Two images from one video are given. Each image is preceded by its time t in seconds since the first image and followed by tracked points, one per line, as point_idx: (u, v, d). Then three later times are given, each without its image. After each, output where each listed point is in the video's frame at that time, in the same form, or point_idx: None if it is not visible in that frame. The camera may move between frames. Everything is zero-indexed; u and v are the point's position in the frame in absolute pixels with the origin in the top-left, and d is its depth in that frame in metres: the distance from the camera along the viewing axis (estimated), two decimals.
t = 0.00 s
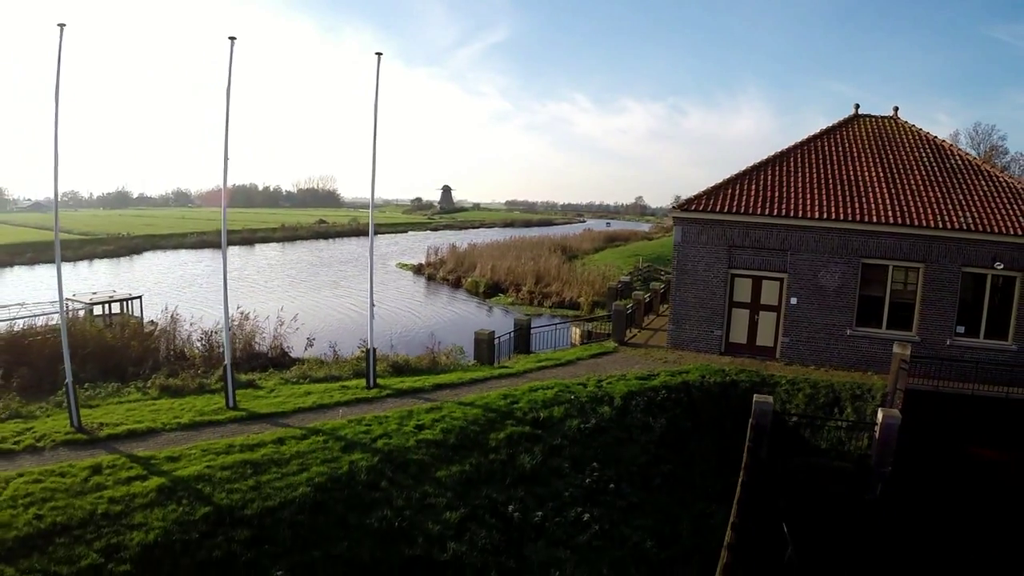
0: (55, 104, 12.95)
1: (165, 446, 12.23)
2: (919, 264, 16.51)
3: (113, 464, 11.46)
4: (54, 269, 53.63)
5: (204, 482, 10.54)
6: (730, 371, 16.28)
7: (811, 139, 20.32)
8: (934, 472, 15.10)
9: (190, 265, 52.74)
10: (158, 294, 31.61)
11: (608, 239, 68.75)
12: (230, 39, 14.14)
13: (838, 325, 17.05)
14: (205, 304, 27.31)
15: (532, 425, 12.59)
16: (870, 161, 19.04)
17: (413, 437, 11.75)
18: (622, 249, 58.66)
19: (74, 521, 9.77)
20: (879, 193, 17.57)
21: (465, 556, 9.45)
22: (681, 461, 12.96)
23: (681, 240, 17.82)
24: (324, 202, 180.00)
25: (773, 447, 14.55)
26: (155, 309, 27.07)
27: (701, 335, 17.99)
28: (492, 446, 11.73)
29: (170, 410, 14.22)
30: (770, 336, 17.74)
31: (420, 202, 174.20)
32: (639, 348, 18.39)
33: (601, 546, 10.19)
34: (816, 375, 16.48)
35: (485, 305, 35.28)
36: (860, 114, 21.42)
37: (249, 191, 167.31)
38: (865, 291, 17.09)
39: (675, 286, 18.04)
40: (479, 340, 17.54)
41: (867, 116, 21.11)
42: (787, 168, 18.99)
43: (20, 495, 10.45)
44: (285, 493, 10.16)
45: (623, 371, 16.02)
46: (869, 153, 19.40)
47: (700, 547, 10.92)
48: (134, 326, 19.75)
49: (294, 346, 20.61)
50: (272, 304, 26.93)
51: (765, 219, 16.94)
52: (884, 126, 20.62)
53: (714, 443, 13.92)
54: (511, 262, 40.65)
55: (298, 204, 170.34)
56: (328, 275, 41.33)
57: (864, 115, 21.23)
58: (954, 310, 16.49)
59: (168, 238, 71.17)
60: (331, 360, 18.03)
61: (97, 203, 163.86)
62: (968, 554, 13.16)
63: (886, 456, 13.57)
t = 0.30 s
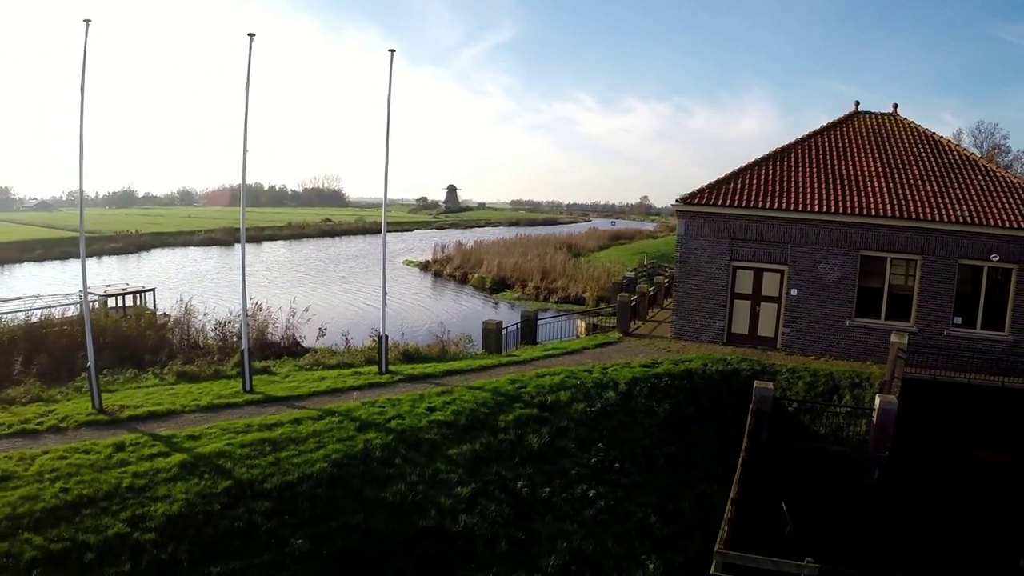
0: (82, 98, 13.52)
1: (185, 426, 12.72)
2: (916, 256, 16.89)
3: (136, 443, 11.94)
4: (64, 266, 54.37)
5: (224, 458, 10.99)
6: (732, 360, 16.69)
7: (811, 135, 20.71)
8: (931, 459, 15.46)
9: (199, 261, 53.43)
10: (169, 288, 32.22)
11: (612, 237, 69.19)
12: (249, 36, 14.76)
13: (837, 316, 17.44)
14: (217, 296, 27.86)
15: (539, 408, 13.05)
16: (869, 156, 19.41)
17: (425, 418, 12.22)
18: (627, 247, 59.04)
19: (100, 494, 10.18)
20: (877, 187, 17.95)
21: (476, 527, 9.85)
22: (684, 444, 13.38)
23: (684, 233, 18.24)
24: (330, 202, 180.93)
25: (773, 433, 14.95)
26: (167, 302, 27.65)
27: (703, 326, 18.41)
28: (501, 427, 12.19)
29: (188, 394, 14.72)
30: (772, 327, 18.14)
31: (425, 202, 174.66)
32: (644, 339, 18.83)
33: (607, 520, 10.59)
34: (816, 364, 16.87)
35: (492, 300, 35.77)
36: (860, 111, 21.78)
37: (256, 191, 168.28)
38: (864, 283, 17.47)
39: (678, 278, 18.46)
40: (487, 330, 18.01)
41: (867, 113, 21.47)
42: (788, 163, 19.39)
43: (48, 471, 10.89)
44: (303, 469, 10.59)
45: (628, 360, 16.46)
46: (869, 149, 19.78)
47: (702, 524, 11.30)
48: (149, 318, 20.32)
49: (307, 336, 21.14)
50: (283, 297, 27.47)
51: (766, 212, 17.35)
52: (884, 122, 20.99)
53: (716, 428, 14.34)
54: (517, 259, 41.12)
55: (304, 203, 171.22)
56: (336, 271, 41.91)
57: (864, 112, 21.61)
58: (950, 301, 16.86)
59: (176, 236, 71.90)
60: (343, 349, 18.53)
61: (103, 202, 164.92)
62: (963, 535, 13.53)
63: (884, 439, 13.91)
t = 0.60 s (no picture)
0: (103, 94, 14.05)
1: (203, 409, 13.19)
2: (912, 249, 17.28)
3: (156, 424, 12.40)
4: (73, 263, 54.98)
5: (243, 438, 11.45)
6: (733, 350, 17.10)
7: (811, 132, 21.10)
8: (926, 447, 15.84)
9: (206, 258, 53.99)
10: (179, 283, 32.76)
11: (616, 236, 69.54)
12: (264, 34, 15.34)
13: (835, 308, 17.83)
14: (227, 290, 28.37)
15: (545, 394, 13.50)
16: (867, 153, 19.79)
17: (435, 402, 12.67)
18: (631, 246, 59.42)
19: (123, 470, 10.62)
20: (875, 183, 18.34)
21: (485, 502, 10.28)
22: (685, 429, 13.81)
23: (686, 228, 18.66)
24: (334, 202, 181.64)
25: (772, 420, 15.35)
26: (178, 296, 28.16)
27: (704, 318, 18.83)
28: (508, 411, 12.64)
29: (204, 380, 15.20)
30: (771, 319, 18.54)
31: (429, 202, 175.10)
32: (646, 331, 19.25)
33: (610, 497, 11.02)
34: (814, 355, 17.27)
35: (497, 296, 36.21)
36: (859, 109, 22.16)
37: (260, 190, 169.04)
38: (862, 276, 17.86)
39: (680, 272, 18.88)
40: (493, 321, 18.46)
41: (866, 111, 21.84)
42: (788, 160, 19.79)
43: (72, 450, 11.35)
44: (319, 447, 11.05)
45: (630, 350, 16.90)
46: (867, 146, 20.16)
47: (702, 503, 11.71)
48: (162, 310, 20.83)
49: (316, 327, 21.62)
50: (292, 291, 27.97)
51: (766, 206, 17.75)
52: (882, 119, 21.37)
53: (716, 414, 14.75)
54: (522, 256, 41.57)
55: (308, 203, 171.89)
56: (342, 268, 42.42)
57: (863, 110, 21.98)
58: (946, 293, 17.24)
59: (183, 234, 72.53)
60: (352, 339, 18.99)
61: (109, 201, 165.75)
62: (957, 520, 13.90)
63: (879, 426, 14.28)
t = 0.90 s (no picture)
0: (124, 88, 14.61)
1: (219, 394, 13.64)
2: (909, 243, 17.66)
3: (174, 408, 12.84)
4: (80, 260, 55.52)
5: (259, 420, 11.89)
6: (733, 342, 17.49)
7: (810, 130, 21.49)
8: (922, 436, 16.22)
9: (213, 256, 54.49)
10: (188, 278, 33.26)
11: (619, 235, 69.90)
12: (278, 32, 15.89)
13: (833, 301, 18.22)
14: (236, 285, 28.84)
15: (550, 381, 13.94)
16: (865, 150, 20.18)
17: (444, 388, 13.11)
18: (634, 244, 59.80)
19: (145, 450, 11.04)
20: (872, 178, 18.73)
21: (493, 481, 10.71)
22: (686, 415, 14.22)
23: (687, 222, 19.06)
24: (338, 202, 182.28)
25: (771, 409, 15.75)
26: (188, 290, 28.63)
27: (705, 311, 19.23)
28: (515, 396, 13.07)
29: (218, 368, 15.64)
30: (771, 312, 18.93)
31: (432, 202, 175.63)
32: (649, 323, 19.66)
33: (613, 478, 11.45)
34: (812, 347, 17.66)
35: (502, 292, 36.64)
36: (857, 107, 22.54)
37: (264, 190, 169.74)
38: (860, 270, 18.24)
39: (682, 266, 19.28)
40: (498, 313, 18.89)
41: (864, 109, 22.22)
42: (787, 156, 20.18)
43: (94, 431, 11.78)
44: (333, 429, 11.49)
45: (633, 341, 17.31)
46: (865, 143, 20.55)
47: (703, 485, 12.11)
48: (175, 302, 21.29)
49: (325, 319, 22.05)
50: (300, 286, 28.43)
51: (765, 201, 18.15)
52: (880, 117, 21.75)
53: (717, 402, 15.15)
54: (526, 254, 42.01)
55: (312, 203, 172.57)
56: (348, 265, 42.90)
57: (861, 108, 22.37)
58: (942, 286, 17.62)
59: (188, 233, 73.06)
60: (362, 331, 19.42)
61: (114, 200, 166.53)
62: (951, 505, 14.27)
63: (875, 414, 14.68)
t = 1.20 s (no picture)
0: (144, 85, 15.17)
1: (234, 379, 14.10)
2: (905, 237, 18.05)
3: (191, 391, 13.30)
4: (87, 257, 56.05)
5: (274, 403, 12.34)
6: (734, 333, 17.89)
7: (808, 127, 21.88)
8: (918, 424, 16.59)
9: (219, 253, 55.06)
10: (196, 273, 33.78)
11: (622, 233, 70.30)
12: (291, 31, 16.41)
13: (831, 294, 18.61)
14: (245, 279, 29.33)
15: (555, 368, 14.38)
16: (863, 146, 20.57)
17: (452, 373, 13.56)
18: (637, 243, 60.21)
19: (164, 429, 11.49)
20: (870, 174, 19.12)
21: (501, 460, 11.14)
22: (687, 402, 14.65)
23: (688, 217, 19.46)
24: (341, 202, 182.94)
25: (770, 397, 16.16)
26: (198, 283, 29.14)
27: (707, 304, 19.64)
28: (520, 381, 13.51)
29: (232, 356, 16.11)
30: (771, 305, 19.33)
31: (435, 202, 176.27)
32: (651, 316, 20.10)
33: (616, 459, 11.87)
34: (811, 338, 18.06)
35: (506, 288, 37.08)
36: (855, 105, 22.92)
37: (268, 190, 170.43)
38: (857, 263, 18.64)
39: (683, 259, 19.69)
40: (504, 306, 19.35)
41: (862, 106, 22.61)
42: (785, 153, 20.59)
43: (115, 413, 12.23)
44: (346, 410, 11.93)
45: (635, 332, 17.73)
46: (863, 139, 20.93)
47: (702, 467, 12.53)
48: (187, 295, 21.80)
49: (335, 312, 22.53)
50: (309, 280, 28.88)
51: (764, 196, 18.56)
52: (877, 115, 22.13)
53: (717, 390, 15.57)
54: (529, 251, 42.46)
55: (316, 202, 173.23)
56: (354, 262, 43.41)
57: (859, 105, 22.77)
58: (938, 279, 18.01)
59: (194, 231, 73.67)
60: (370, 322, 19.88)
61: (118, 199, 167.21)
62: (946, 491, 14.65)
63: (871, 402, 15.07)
